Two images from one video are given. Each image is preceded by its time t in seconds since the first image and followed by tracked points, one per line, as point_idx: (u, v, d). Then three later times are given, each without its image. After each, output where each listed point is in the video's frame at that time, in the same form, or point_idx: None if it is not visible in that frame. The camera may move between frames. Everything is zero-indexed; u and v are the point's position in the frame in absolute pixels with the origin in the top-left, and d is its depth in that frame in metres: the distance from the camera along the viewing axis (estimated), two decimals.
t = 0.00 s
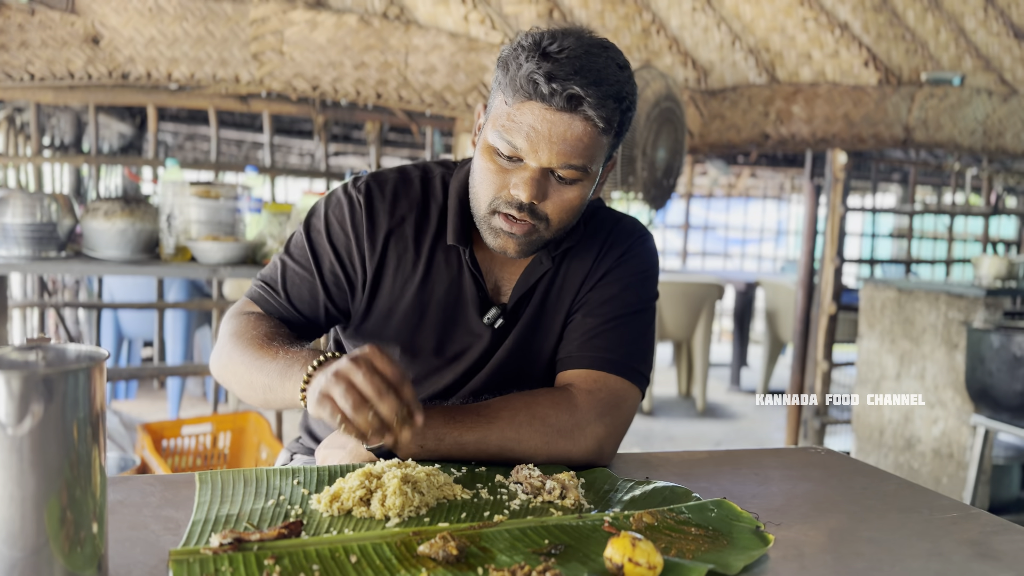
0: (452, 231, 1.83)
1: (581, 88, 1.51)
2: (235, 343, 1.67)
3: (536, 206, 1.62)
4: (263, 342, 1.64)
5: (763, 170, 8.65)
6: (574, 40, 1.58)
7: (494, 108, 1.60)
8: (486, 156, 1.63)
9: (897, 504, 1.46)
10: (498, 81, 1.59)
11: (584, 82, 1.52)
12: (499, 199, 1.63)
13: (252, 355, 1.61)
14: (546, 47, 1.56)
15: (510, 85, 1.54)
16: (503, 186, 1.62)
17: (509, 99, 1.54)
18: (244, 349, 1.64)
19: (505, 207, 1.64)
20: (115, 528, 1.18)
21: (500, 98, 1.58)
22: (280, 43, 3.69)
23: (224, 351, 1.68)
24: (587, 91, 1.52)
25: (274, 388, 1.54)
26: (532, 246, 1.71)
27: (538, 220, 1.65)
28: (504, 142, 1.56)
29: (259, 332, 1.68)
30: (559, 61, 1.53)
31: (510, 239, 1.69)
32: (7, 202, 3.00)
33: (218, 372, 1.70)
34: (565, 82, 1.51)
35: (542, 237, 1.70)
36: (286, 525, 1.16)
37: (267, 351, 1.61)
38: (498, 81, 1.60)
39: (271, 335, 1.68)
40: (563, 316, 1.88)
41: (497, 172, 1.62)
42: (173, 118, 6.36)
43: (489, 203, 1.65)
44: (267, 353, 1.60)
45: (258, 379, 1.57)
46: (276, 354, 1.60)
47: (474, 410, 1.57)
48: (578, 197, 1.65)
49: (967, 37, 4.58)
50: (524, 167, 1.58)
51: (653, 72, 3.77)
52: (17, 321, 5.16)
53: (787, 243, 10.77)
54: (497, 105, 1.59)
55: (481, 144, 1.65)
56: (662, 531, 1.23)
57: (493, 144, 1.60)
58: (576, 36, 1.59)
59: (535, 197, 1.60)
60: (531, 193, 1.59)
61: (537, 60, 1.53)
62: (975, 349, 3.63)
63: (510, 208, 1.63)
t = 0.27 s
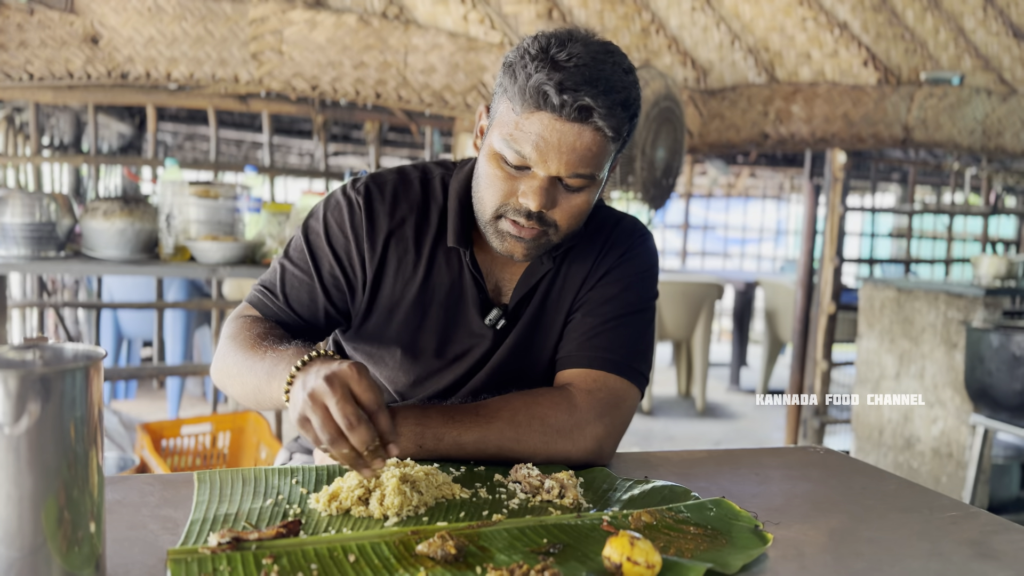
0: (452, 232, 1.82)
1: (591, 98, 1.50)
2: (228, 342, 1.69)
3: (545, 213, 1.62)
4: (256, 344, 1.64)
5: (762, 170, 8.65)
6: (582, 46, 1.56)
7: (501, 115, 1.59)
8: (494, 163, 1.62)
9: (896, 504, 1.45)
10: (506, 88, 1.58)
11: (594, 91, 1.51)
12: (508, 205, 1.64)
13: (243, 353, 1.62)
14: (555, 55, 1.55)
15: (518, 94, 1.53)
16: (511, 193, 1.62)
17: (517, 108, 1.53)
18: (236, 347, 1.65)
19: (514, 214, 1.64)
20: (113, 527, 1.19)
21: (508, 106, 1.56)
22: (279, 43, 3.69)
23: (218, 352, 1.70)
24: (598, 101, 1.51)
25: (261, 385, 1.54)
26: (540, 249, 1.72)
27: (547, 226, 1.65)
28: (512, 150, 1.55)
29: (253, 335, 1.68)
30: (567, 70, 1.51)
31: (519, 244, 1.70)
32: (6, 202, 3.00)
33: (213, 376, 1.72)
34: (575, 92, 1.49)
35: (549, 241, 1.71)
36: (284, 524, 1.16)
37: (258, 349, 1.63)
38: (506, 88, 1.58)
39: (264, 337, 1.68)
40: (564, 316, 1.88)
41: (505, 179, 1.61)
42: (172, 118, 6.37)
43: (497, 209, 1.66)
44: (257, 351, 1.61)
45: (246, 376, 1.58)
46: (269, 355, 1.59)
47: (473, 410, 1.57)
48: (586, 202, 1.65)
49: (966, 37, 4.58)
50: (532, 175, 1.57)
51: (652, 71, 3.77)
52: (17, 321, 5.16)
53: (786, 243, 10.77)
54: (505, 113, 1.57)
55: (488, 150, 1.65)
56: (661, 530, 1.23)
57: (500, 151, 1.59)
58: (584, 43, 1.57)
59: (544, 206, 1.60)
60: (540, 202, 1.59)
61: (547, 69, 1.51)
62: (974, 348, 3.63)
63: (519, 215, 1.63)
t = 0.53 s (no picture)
0: (451, 228, 1.83)
1: (577, 114, 1.48)
2: (229, 341, 1.61)
3: (532, 221, 1.63)
4: (258, 344, 1.59)
5: (762, 169, 8.65)
6: (575, 56, 1.54)
7: (493, 121, 1.58)
8: (484, 169, 1.62)
9: (896, 503, 1.45)
10: (497, 96, 1.56)
11: (581, 106, 1.49)
12: (496, 212, 1.64)
13: (249, 358, 1.56)
14: (546, 65, 1.53)
15: (507, 105, 1.51)
16: (500, 200, 1.62)
17: (506, 119, 1.52)
18: (240, 350, 1.58)
19: (502, 220, 1.65)
20: (113, 527, 1.18)
21: (498, 114, 1.55)
22: (279, 43, 3.69)
23: (216, 348, 1.62)
24: (585, 116, 1.49)
25: (269, 396, 1.49)
26: (529, 253, 1.73)
27: (535, 233, 1.66)
28: (501, 159, 1.55)
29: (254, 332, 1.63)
30: (557, 82, 1.50)
31: (507, 248, 1.71)
32: (6, 201, 3.00)
33: (206, 367, 1.65)
34: (562, 107, 1.48)
35: (539, 245, 1.71)
36: (284, 523, 1.16)
37: (265, 356, 1.56)
38: (497, 95, 1.57)
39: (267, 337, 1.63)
40: (563, 315, 1.88)
41: (494, 186, 1.62)
42: (172, 118, 6.37)
43: (486, 214, 1.67)
44: (265, 359, 1.55)
45: (253, 383, 1.52)
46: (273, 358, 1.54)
47: (472, 409, 1.57)
48: (574, 210, 1.65)
49: (966, 36, 4.58)
50: (520, 184, 1.57)
51: (652, 70, 3.77)
52: (16, 321, 5.15)
53: (786, 242, 10.77)
54: (496, 121, 1.57)
55: (480, 154, 1.64)
56: (661, 529, 1.23)
57: (490, 158, 1.59)
58: (577, 52, 1.54)
59: (531, 214, 1.60)
60: (527, 211, 1.60)
61: (536, 82, 1.50)
62: (974, 348, 3.63)
63: (507, 222, 1.64)
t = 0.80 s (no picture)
0: (449, 224, 1.82)
1: (573, 134, 1.46)
2: (229, 316, 1.63)
3: (532, 231, 1.63)
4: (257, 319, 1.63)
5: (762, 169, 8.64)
6: (571, 70, 1.50)
7: (490, 135, 1.58)
8: (483, 179, 1.63)
9: (896, 502, 1.45)
10: (494, 111, 1.55)
11: (577, 126, 1.47)
12: (496, 221, 1.65)
13: (251, 333, 1.59)
14: (541, 82, 1.50)
15: (502, 123, 1.50)
16: (499, 211, 1.63)
17: (502, 136, 1.51)
18: (240, 324, 1.61)
19: (502, 229, 1.66)
20: (113, 526, 1.18)
21: (495, 130, 1.55)
22: (278, 42, 3.68)
23: (214, 323, 1.64)
24: (581, 135, 1.47)
25: (273, 368, 1.53)
26: (531, 256, 1.74)
27: (535, 241, 1.67)
28: (499, 174, 1.55)
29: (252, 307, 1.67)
30: (553, 101, 1.47)
31: (509, 254, 1.72)
32: (6, 201, 3.00)
33: (199, 344, 1.66)
34: (557, 128, 1.46)
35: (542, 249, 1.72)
36: (284, 523, 1.16)
37: (266, 329, 1.60)
38: (495, 108, 1.55)
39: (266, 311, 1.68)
40: (561, 312, 1.88)
41: (493, 197, 1.62)
42: (172, 118, 6.37)
43: (486, 222, 1.68)
44: (266, 332, 1.59)
45: (255, 357, 1.56)
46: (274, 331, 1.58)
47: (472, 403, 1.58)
48: (575, 217, 1.65)
49: (966, 36, 4.58)
50: (518, 198, 1.57)
51: (651, 70, 3.77)
52: (15, 321, 5.15)
53: (786, 242, 10.77)
54: (492, 136, 1.56)
55: (479, 164, 1.64)
56: (661, 529, 1.23)
57: (489, 170, 1.59)
58: (573, 65, 1.50)
59: (530, 225, 1.61)
60: (526, 223, 1.60)
61: (530, 101, 1.47)
62: (974, 347, 3.63)
63: (507, 232, 1.65)
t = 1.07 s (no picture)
0: (448, 227, 1.83)
1: (572, 125, 1.47)
2: (222, 320, 1.69)
3: (530, 225, 1.63)
4: (252, 329, 1.68)
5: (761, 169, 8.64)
6: (571, 63, 1.51)
7: (490, 127, 1.58)
8: (482, 172, 1.63)
9: (896, 502, 1.45)
10: (494, 103, 1.55)
11: (576, 117, 1.47)
12: (494, 214, 1.65)
13: (242, 341, 1.65)
14: (541, 74, 1.51)
15: (502, 113, 1.50)
16: (497, 204, 1.62)
17: (502, 127, 1.51)
18: (232, 330, 1.67)
19: (500, 223, 1.65)
20: (113, 526, 1.18)
21: (495, 121, 1.55)
22: (278, 43, 3.69)
23: (208, 325, 1.70)
24: (580, 126, 1.47)
25: (261, 379, 1.59)
26: (529, 252, 1.73)
27: (533, 236, 1.66)
28: (498, 165, 1.55)
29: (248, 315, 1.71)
30: (552, 92, 1.48)
31: (507, 250, 1.71)
32: (6, 201, 2.99)
33: (194, 340, 1.73)
34: (556, 118, 1.46)
35: (540, 245, 1.71)
36: (284, 523, 1.16)
37: (257, 339, 1.65)
38: (494, 101, 1.55)
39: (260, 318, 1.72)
40: (562, 313, 1.88)
41: (491, 190, 1.62)
42: (172, 118, 6.38)
43: (484, 215, 1.67)
44: (258, 342, 1.64)
45: (245, 365, 1.62)
46: (268, 345, 1.63)
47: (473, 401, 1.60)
48: (573, 212, 1.65)
49: (965, 36, 4.58)
50: (517, 190, 1.57)
51: (651, 70, 3.77)
52: (15, 322, 5.14)
53: (786, 242, 10.77)
54: (492, 128, 1.56)
55: (479, 157, 1.64)
56: (662, 529, 1.23)
57: (488, 163, 1.59)
58: (573, 58, 1.51)
59: (528, 219, 1.61)
60: (524, 216, 1.60)
61: (530, 92, 1.48)
62: (974, 347, 3.63)
63: (505, 226, 1.65)
